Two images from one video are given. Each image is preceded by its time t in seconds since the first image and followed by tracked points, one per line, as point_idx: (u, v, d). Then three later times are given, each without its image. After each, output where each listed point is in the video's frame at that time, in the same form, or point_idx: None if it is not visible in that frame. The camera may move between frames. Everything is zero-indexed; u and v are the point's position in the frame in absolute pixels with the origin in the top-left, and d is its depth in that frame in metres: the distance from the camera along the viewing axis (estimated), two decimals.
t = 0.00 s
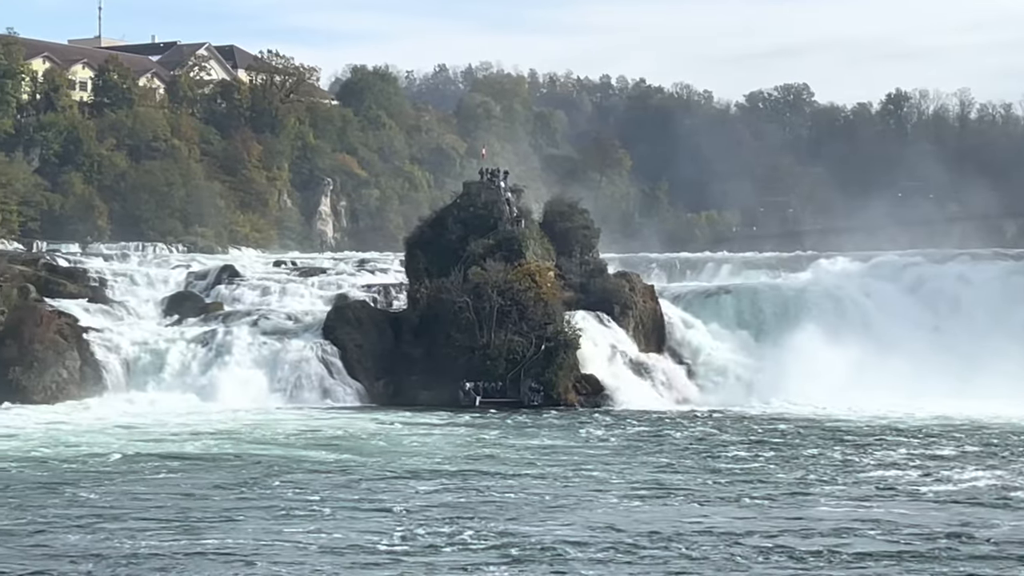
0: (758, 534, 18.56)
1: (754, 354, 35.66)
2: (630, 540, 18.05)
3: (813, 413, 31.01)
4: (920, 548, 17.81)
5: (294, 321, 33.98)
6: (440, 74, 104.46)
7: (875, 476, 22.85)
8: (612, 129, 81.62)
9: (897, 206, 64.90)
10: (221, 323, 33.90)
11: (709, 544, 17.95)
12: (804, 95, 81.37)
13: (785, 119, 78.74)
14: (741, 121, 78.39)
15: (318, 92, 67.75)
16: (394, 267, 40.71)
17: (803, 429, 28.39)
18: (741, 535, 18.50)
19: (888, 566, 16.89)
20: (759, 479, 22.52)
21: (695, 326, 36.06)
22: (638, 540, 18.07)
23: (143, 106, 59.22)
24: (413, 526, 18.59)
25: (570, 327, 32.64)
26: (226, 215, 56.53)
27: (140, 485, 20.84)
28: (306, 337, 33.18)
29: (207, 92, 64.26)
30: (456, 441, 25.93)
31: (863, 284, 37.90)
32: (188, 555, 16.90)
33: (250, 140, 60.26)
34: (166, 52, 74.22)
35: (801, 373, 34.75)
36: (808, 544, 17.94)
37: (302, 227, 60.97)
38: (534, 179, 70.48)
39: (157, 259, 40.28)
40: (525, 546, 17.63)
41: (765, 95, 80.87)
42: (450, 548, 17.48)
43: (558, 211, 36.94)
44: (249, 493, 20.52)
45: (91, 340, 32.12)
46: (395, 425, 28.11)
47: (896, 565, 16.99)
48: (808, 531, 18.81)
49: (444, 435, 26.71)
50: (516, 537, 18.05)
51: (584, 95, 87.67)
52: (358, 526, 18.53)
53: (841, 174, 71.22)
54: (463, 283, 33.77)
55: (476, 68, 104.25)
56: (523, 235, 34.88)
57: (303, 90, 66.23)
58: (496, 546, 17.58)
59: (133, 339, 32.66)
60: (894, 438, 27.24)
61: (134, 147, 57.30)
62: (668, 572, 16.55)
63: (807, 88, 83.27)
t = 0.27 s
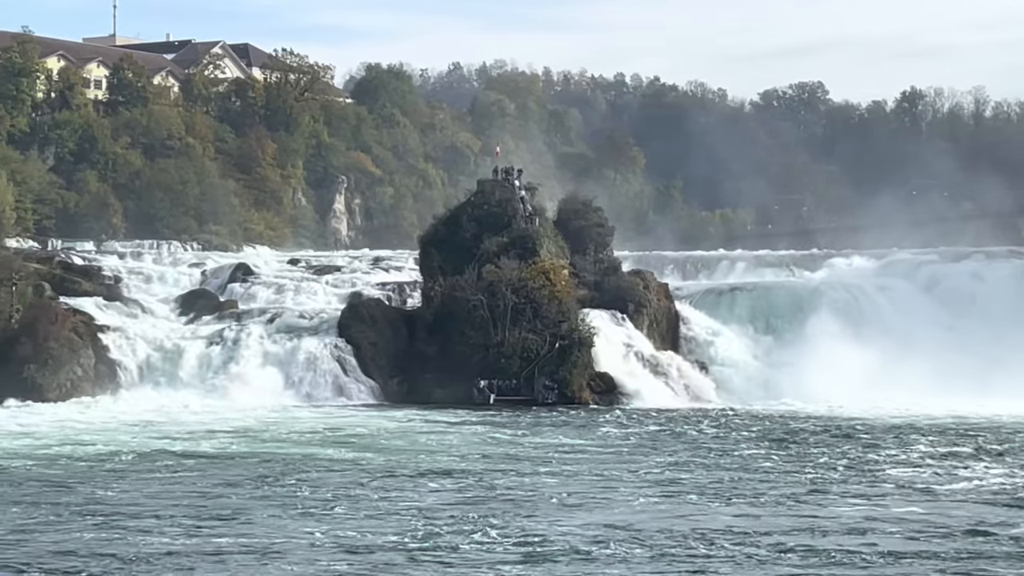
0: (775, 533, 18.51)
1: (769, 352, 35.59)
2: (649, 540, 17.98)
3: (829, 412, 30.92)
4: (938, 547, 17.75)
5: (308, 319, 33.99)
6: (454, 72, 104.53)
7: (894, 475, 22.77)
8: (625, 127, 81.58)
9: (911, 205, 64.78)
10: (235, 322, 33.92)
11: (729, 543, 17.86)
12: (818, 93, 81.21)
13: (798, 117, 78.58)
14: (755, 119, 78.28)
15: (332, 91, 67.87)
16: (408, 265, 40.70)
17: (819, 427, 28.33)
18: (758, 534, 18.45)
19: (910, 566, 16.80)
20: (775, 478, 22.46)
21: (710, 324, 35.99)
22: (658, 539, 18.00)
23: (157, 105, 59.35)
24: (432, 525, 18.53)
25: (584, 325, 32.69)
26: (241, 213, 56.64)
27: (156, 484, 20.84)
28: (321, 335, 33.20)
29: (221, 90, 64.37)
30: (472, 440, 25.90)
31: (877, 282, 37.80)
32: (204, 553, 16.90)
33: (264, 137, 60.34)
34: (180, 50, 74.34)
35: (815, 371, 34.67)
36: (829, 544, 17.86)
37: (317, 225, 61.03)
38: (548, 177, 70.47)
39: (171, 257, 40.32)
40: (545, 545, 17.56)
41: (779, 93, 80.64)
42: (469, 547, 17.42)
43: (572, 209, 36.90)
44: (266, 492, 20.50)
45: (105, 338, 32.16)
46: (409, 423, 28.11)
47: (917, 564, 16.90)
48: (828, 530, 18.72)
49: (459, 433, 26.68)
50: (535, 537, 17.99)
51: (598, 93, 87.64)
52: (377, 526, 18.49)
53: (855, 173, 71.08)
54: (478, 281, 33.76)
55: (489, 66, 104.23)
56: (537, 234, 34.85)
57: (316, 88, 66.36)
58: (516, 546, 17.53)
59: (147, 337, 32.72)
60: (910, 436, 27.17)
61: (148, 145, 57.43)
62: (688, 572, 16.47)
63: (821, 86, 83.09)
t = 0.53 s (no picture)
0: (792, 530, 18.47)
1: (786, 348, 35.54)
2: (668, 537, 17.91)
3: (843, 409, 30.86)
4: (956, 545, 17.69)
5: (324, 315, 34.04)
6: (471, 69, 104.58)
7: (913, 473, 22.66)
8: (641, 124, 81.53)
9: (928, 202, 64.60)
10: (252, 318, 33.99)
11: (747, 541, 17.79)
12: (835, 90, 81.04)
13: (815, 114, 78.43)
14: (772, 115, 78.15)
15: (348, 88, 67.97)
16: (424, 262, 40.73)
17: (835, 425, 28.29)
18: (774, 531, 18.42)
19: (930, 565, 16.69)
20: (791, 475, 22.42)
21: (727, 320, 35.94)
22: (676, 537, 17.94)
23: (174, 102, 59.46)
24: (449, 523, 18.49)
25: (600, 322, 32.63)
26: (259, 211, 56.72)
27: (173, 480, 20.86)
28: (337, 331, 33.24)
29: (238, 87, 64.48)
30: (488, 436, 25.89)
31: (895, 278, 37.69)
32: (221, 549, 16.93)
33: (280, 133, 60.40)
34: (197, 48, 74.47)
35: (832, 369, 34.62)
36: (849, 543, 17.77)
37: (334, 222, 61.08)
38: (564, 174, 70.46)
39: (187, 253, 40.40)
40: (564, 543, 17.51)
41: (796, 90, 80.36)
42: (487, 545, 17.37)
43: (588, 206, 36.89)
44: (283, 489, 20.49)
45: (122, 334, 32.30)
46: (426, 419, 28.14)
47: (937, 563, 16.80)
48: (847, 528, 18.63)
49: (475, 430, 26.70)
50: (553, 535, 17.93)
51: (615, 90, 87.59)
52: (394, 523, 18.46)
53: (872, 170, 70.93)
54: (494, 277, 33.76)
55: (506, 64, 104.19)
56: (553, 231, 34.86)
57: (333, 86, 66.45)
58: (534, 544, 17.47)
59: (164, 333, 32.84)
60: (927, 434, 27.10)
61: (165, 142, 57.54)
62: (706, 570, 16.40)
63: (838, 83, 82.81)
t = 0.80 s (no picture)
0: (815, 527, 18.41)
1: (804, 346, 35.45)
2: (688, 535, 17.83)
3: (863, 406, 30.73)
4: (980, 543, 17.60)
5: (343, 312, 34.07)
6: (490, 65, 104.60)
7: (935, 470, 22.54)
8: (661, 120, 81.42)
9: (948, 199, 64.40)
10: (271, 314, 34.05)
11: (768, 539, 17.69)
12: (855, 86, 80.80)
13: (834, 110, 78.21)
14: (791, 112, 77.97)
15: (368, 84, 68.05)
16: (443, 259, 40.75)
17: (856, 421, 28.20)
18: (797, 528, 18.36)
19: (953, 563, 16.56)
20: (813, 472, 22.32)
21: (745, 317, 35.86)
22: (696, 535, 17.85)
23: (194, 98, 59.59)
24: (469, 520, 18.43)
25: (619, 318, 32.57)
26: (280, 208, 56.80)
27: (192, 477, 20.87)
28: (356, 327, 33.25)
29: (257, 83, 64.58)
30: (507, 433, 25.87)
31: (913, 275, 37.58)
32: (242, 546, 16.93)
33: (299, 131, 60.45)
34: (217, 44, 74.62)
35: (851, 366, 34.53)
36: (871, 541, 17.65)
37: (353, 218, 61.14)
38: (583, 170, 70.45)
39: (207, 249, 40.49)
40: (584, 541, 17.44)
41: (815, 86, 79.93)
42: (506, 541, 17.36)
43: (607, 203, 36.83)
44: (302, 485, 20.48)
45: (142, 330, 32.40)
46: (445, 416, 28.11)
47: (959, 561, 16.68)
48: (868, 526, 18.52)
49: (494, 426, 26.67)
50: (573, 533, 17.86)
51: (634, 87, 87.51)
52: (414, 520, 18.46)
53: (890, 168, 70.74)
54: (513, 274, 33.72)
55: (526, 60, 104.16)
56: (572, 227, 34.82)
57: (351, 83, 66.51)
58: (554, 541, 17.41)
59: (184, 331, 32.93)
60: (948, 431, 26.97)
61: (184, 138, 57.66)
62: (727, 568, 16.31)
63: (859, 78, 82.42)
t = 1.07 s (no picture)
0: (839, 524, 18.36)
1: (827, 343, 35.36)
2: (713, 532, 17.81)
3: (884, 402, 30.65)
4: (1006, 540, 17.52)
5: (367, 309, 34.09)
6: (513, 62, 104.56)
7: (960, 468, 22.46)
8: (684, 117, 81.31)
9: (972, 195, 64.16)
10: (295, 311, 34.10)
11: (793, 536, 17.66)
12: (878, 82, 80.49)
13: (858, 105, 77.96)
14: (815, 108, 77.75)
15: (390, 81, 68.12)
16: (466, 256, 40.75)
17: (880, 418, 28.11)
18: (821, 525, 18.32)
19: (979, 561, 16.51)
20: (837, 469, 22.26)
21: (768, 313, 35.80)
22: (720, 532, 17.83)
23: (217, 96, 59.73)
24: (493, 516, 18.46)
25: (642, 315, 32.54)
26: (304, 205, 56.87)
27: (217, 474, 20.94)
28: (380, 324, 33.28)
29: (280, 81, 64.70)
30: (530, 429, 25.87)
31: (936, 272, 37.46)
32: (266, 543, 16.97)
33: (323, 128, 60.52)
34: (240, 42, 74.80)
35: (874, 363, 34.44)
36: (896, 538, 17.61)
37: (376, 214, 61.17)
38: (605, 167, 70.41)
39: (230, 246, 40.58)
40: (609, 538, 17.43)
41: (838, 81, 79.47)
42: (531, 539, 17.36)
43: (631, 199, 36.77)
44: (327, 482, 20.53)
45: (166, 328, 32.46)
46: (468, 412, 28.12)
47: (986, 559, 16.62)
48: (894, 522, 18.48)
49: (517, 423, 26.68)
50: (598, 529, 17.87)
51: (657, 83, 87.38)
52: (438, 517, 18.47)
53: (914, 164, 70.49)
54: (536, 270, 33.70)
55: (549, 56, 104.11)
56: (595, 224, 34.78)
57: (374, 79, 66.57)
58: (578, 538, 17.41)
59: (208, 327, 33.05)
60: (974, 428, 26.85)
61: (207, 136, 57.82)
62: (752, 566, 16.29)
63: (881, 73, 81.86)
